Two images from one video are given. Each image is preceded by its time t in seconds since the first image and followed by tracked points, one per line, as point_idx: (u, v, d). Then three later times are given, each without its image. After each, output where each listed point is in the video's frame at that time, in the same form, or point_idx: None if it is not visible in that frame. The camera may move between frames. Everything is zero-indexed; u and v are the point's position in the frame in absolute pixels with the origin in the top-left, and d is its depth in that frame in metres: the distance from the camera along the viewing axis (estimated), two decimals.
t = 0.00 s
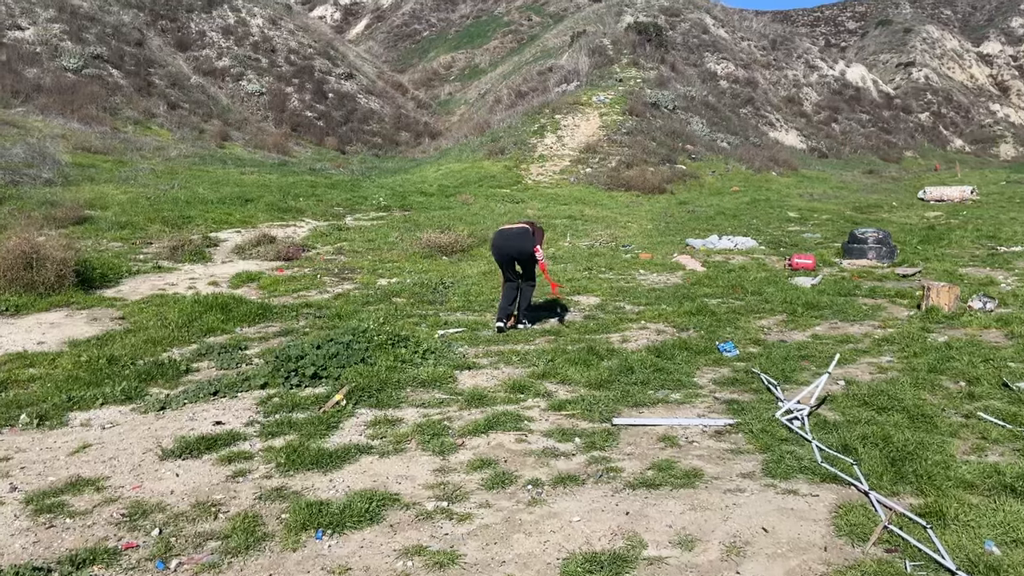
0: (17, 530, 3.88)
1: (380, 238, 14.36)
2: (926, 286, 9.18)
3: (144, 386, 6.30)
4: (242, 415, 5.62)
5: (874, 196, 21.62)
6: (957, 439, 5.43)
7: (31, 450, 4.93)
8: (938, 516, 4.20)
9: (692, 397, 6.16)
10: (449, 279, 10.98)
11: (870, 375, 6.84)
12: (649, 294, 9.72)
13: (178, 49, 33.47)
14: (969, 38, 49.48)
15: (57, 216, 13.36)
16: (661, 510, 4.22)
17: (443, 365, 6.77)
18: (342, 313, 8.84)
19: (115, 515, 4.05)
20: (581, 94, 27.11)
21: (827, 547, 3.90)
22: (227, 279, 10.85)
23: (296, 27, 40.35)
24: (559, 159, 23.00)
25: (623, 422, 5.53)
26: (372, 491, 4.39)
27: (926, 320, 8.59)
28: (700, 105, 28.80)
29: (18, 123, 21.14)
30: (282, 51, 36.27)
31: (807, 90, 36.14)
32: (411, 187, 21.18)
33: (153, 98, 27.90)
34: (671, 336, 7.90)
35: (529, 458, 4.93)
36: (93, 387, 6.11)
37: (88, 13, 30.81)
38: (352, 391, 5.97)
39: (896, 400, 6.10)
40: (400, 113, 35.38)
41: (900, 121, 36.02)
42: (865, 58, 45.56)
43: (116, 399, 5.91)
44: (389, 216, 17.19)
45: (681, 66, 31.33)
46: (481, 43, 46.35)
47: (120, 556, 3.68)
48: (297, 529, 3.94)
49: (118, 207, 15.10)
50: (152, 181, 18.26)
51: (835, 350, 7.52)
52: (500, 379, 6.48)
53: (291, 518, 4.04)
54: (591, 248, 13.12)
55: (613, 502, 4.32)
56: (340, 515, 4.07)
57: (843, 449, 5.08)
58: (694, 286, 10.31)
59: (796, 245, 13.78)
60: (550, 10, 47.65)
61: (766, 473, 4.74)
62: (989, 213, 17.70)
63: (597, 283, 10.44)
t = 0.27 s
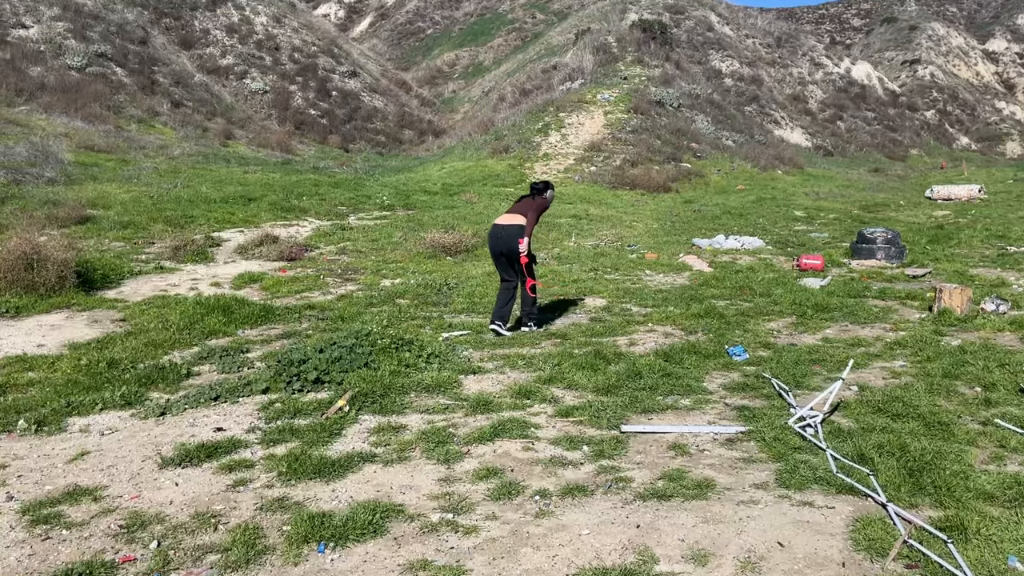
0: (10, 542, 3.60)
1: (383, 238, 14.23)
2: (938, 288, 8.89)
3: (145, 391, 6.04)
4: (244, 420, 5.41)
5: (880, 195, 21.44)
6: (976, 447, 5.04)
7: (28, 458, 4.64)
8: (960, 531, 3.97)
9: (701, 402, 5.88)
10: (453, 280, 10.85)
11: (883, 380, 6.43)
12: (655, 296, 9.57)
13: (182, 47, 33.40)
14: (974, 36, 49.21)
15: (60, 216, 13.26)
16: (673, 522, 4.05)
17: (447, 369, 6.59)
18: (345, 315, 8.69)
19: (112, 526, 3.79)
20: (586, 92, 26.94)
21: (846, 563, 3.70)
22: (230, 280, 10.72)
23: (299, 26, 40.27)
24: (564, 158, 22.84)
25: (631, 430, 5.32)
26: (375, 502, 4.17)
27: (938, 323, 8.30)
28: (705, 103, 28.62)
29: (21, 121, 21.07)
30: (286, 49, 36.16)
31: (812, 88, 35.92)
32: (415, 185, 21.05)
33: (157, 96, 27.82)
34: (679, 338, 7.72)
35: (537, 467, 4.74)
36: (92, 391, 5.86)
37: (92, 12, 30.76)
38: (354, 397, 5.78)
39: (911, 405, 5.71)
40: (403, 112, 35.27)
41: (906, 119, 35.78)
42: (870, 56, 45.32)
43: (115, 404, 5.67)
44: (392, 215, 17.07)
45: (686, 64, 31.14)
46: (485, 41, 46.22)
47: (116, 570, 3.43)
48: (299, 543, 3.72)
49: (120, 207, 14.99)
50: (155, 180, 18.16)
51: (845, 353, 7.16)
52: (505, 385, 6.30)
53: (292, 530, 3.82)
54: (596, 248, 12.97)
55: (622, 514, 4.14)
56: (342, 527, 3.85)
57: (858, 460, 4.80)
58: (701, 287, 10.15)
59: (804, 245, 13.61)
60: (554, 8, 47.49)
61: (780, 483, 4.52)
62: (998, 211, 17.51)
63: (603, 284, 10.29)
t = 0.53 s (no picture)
0: (6, 544, 3.53)
1: (386, 236, 14.17)
2: (946, 286, 8.78)
3: (145, 391, 5.85)
4: (244, 419, 5.27)
5: (886, 192, 21.29)
6: (984, 448, 4.92)
7: (27, 458, 4.51)
8: (970, 534, 3.84)
9: (706, 403, 5.76)
10: (456, 278, 10.77)
11: (890, 380, 6.34)
12: (660, 294, 9.48)
13: (185, 44, 33.35)
14: (980, 32, 48.89)
15: (62, 214, 13.22)
16: (677, 526, 3.96)
17: (450, 369, 6.48)
18: (347, 314, 8.60)
19: (109, 528, 3.70)
20: (590, 89, 26.81)
21: (854, 568, 3.61)
22: (232, 277, 10.65)
23: (303, 23, 40.19)
24: (567, 155, 22.73)
25: (634, 430, 5.19)
26: (375, 503, 4.09)
27: (945, 322, 8.20)
28: (710, 100, 28.48)
29: (25, 119, 21.04)
30: (289, 46, 36.09)
31: (817, 85, 35.73)
32: (418, 183, 20.97)
33: (161, 93, 27.78)
34: (684, 337, 7.62)
35: (539, 468, 4.64)
36: (92, 390, 5.70)
37: (96, 9, 30.73)
38: (356, 397, 5.67)
39: (918, 405, 5.60)
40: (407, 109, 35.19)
41: (912, 116, 35.56)
42: (875, 52, 45.07)
43: (115, 402, 5.50)
44: (396, 213, 17.01)
45: (690, 61, 30.99)
46: (488, 38, 46.07)
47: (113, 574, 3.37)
48: (297, 545, 3.65)
49: (123, 204, 14.95)
50: (158, 177, 18.11)
51: (852, 352, 7.06)
52: (508, 384, 6.19)
53: (290, 533, 3.74)
54: (599, 246, 12.89)
55: (626, 517, 4.05)
56: (341, 530, 3.78)
57: (865, 460, 4.68)
58: (705, 286, 10.06)
59: (809, 243, 13.49)
60: (558, 5, 47.32)
61: (787, 485, 4.41)
62: (1005, 209, 17.36)
63: (607, 283, 10.20)
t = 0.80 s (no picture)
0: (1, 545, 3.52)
1: (389, 234, 14.14)
2: (950, 285, 8.70)
3: (144, 390, 5.60)
4: (243, 419, 5.09)
5: (890, 190, 21.18)
6: (988, 450, 4.86)
7: (25, 457, 4.41)
8: (973, 538, 3.79)
9: (707, 402, 5.65)
10: (458, 277, 10.73)
11: (893, 380, 6.27)
12: (662, 293, 9.42)
13: (190, 42, 33.36)
14: (986, 29, 48.63)
15: (65, 211, 13.22)
16: (676, 527, 3.87)
17: (450, 368, 6.35)
18: (348, 312, 8.54)
19: (104, 529, 3.68)
20: (593, 87, 26.73)
21: (855, 571, 3.55)
22: (233, 276, 10.61)
23: (307, 20, 40.17)
24: (571, 152, 22.66)
25: (635, 430, 5.06)
26: (372, 504, 4.02)
27: (948, 321, 8.13)
28: (714, 97, 28.37)
29: (29, 116, 21.06)
30: (293, 44, 36.07)
31: (822, 82, 35.57)
32: (421, 181, 20.94)
33: (165, 91, 27.79)
34: (686, 337, 7.54)
35: (539, 469, 4.53)
36: (92, 388, 5.48)
37: (100, 7, 30.75)
38: (355, 396, 5.51)
39: (921, 406, 5.54)
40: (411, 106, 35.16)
41: (917, 113, 35.38)
42: (880, 50, 44.87)
43: (114, 401, 5.28)
44: (399, 211, 16.99)
45: (695, 59, 30.87)
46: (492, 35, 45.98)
47: None
48: (292, 547, 3.61)
49: (126, 202, 14.94)
50: (161, 175, 18.10)
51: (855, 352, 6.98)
52: (508, 383, 6.07)
53: (286, 535, 3.70)
54: (602, 244, 12.84)
55: (625, 518, 3.96)
56: (338, 531, 3.73)
57: (867, 462, 4.61)
58: (708, 284, 10.00)
59: (813, 241, 13.41)
60: (562, 2, 47.20)
61: (788, 487, 4.32)
62: (1010, 207, 17.24)
63: (609, 281, 10.15)
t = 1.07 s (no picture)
0: None
1: (392, 231, 14.13)
2: (954, 283, 8.64)
3: (145, 388, 5.58)
4: (244, 418, 5.07)
5: (894, 187, 21.09)
6: (992, 450, 4.83)
7: (26, 455, 4.40)
8: (976, 539, 3.76)
9: (709, 401, 5.61)
10: (461, 275, 10.70)
11: (896, 379, 6.23)
12: (665, 291, 9.38)
13: (194, 39, 33.37)
14: (992, 26, 48.37)
15: (69, 209, 13.23)
16: (678, 528, 3.84)
17: (451, 366, 6.32)
18: (350, 310, 8.50)
19: (104, 529, 3.68)
20: (597, 84, 26.66)
21: (857, 572, 3.53)
22: (236, 274, 10.61)
23: (311, 18, 40.15)
24: (574, 150, 22.61)
25: (637, 429, 5.01)
26: (372, 504, 4.00)
27: (952, 319, 8.08)
28: (718, 94, 28.27)
29: (33, 114, 21.09)
30: (297, 42, 36.05)
31: (826, 79, 35.43)
32: (424, 178, 20.92)
33: (169, 88, 27.81)
34: (688, 335, 7.50)
35: (540, 468, 4.48)
36: (93, 386, 5.48)
37: (104, 4, 30.77)
38: (356, 394, 5.48)
39: (925, 405, 5.50)
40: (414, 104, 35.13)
41: (922, 110, 35.22)
42: (885, 46, 44.68)
43: (115, 400, 5.26)
44: (402, 208, 16.98)
45: (699, 56, 30.76)
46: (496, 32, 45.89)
47: None
48: (292, 547, 3.60)
49: (130, 200, 14.95)
50: (165, 173, 18.11)
51: (859, 350, 6.93)
52: (509, 382, 6.02)
53: (286, 534, 3.69)
54: (605, 242, 12.80)
55: (626, 518, 3.93)
56: (338, 531, 3.72)
57: (870, 462, 4.57)
58: (711, 282, 9.97)
59: (817, 239, 13.36)
60: None
61: (791, 487, 4.28)
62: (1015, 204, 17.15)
63: (612, 279, 10.12)
